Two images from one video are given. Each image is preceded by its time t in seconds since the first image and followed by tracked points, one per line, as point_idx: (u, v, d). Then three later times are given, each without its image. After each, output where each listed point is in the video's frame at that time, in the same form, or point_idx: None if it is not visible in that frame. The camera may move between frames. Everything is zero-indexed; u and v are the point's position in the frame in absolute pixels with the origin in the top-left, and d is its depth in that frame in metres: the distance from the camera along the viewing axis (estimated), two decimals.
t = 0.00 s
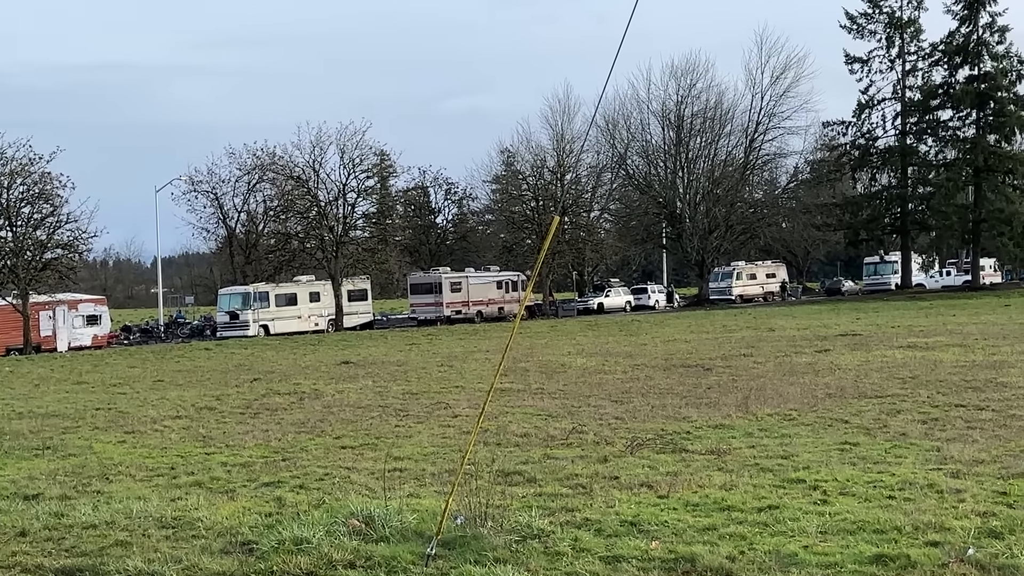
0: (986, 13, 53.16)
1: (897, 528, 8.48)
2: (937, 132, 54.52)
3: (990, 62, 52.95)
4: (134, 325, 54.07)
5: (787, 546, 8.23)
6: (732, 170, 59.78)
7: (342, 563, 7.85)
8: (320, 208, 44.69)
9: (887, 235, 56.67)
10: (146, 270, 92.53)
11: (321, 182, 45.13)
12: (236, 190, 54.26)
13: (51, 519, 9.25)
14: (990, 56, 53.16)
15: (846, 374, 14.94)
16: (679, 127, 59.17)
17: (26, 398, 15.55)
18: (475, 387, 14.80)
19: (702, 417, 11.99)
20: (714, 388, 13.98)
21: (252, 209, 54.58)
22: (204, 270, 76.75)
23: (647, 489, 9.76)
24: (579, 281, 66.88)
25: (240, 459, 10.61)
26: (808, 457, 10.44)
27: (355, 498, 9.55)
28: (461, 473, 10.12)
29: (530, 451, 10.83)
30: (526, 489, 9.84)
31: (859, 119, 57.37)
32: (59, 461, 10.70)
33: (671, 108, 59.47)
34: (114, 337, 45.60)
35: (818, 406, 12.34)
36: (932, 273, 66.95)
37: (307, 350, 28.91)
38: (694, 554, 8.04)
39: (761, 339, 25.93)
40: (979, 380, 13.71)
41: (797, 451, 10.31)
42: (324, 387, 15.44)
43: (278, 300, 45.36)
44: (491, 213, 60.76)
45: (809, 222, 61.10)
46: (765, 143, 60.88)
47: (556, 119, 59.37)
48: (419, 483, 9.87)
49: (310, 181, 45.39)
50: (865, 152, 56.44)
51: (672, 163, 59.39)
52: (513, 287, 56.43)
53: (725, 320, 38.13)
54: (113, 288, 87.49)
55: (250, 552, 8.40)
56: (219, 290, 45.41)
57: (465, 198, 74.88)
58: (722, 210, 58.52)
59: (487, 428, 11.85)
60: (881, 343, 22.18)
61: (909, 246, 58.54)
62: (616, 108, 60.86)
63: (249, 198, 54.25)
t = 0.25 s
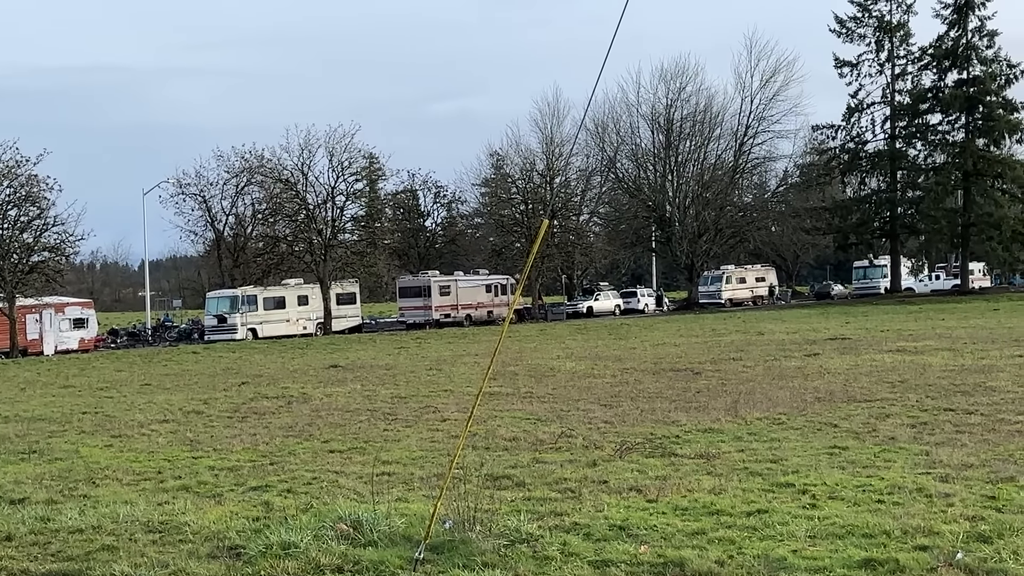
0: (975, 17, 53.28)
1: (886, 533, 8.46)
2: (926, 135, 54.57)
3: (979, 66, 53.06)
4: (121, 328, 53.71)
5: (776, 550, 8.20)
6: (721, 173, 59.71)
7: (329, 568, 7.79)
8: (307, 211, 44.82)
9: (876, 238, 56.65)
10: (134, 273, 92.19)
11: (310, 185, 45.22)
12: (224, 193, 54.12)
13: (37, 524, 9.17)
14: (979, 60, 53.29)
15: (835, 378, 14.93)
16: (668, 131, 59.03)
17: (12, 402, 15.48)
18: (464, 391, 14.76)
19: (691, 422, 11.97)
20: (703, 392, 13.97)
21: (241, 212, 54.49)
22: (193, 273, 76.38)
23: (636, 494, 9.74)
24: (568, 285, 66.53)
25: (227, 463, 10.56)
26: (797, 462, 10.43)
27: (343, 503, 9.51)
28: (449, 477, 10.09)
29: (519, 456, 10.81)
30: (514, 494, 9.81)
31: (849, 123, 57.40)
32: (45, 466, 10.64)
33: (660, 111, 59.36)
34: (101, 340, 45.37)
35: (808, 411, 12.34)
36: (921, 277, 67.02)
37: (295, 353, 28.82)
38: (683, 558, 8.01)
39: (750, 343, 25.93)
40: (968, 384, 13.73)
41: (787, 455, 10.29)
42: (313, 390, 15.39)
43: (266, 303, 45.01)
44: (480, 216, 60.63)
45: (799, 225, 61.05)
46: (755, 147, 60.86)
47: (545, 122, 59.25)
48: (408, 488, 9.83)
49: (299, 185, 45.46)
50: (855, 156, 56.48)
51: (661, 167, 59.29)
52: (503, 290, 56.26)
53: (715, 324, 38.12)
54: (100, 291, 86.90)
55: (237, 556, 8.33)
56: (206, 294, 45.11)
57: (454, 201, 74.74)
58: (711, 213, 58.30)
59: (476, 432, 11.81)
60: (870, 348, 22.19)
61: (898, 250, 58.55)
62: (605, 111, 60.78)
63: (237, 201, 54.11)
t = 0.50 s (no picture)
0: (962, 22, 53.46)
1: (874, 537, 8.46)
2: (913, 141, 54.69)
3: (966, 71, 53.22)
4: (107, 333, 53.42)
5: (764, 554, 8.19)
6: (710, 178, 59.69)
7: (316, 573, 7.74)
8: (295, 215, 44.50)
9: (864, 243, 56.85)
10: (120, 277, 91.78)
11: (297, 189, 45.11)
12: (211, 197, 53.96)
13: (22, 529, 9.10)
14: (966, 65, 53.46)
15: (823, 383, 14.95)
16: (656, 136, 58.99)
17: None
18: (451, 396, 14.73)
19: (679, 426, 11.97)
20: (691, 397, 13.97)
21: (228, 216, 54.35)
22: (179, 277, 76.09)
23: (624, 498, 9.73)
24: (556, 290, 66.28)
25: (214, 468, 10.52)
26: (785, 466, 10.44)
27: (330, 507, 9.48)
28: (437, 481, 10.07)
29: (507, 461, 10.79)
30: (502, 498, 9.80)
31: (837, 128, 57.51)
32: (31, 470, 10.57)
33: (648, 116, 59.32)
34: (88, 345, 45.14)
35: (796, 415, 12.34)
36: (909, 282, 67.12)
37: (282, 358, 28.75)
38: (671, 563, 7.99)
39: (738, 347, 25.96)
40: (955, 389, 13.75)
41: (775, 460, 10.30)
42: (300, 395, 15.35)
43: (254, 308, 44.74)
44: (468, 221, 60.54)
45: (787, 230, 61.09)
46: (743, 152, 60.90)
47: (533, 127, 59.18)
48: (396, 492, 9.81)
49: (287, 189, 45.38)
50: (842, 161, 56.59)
51: (649, 172, 59.27)
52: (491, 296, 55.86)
53: (703, 329, 38.17)
54: (87, 295, 86.60)
55: (223, 561, 8.27)
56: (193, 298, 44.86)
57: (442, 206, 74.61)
58: (699, 218, 58.18)
59: (463, 437, 11.79)
60: (858, 353, 22.22)
61: (886, 255, 58.63)
62: (594, 116, 60.77)
63: (224, 206, 54.05)
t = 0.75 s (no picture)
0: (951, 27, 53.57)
1: (863, 541, 8.46)
2: (902, 145, 54.76)
3: (954, 76, 53.36)
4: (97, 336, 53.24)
5: (753, 558, 8.18)
6: (699, 182, 59.62)
7: None
8: (285, 219, 44.37)
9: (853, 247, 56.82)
10: (109, 281, 91.43)
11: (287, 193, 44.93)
12: (200, 201, 53.82)
13: (10, 533, 9.05)
14: (954, 70, 53.57)
15: (812, 387, 14.97)
16: (645, 140, 58.84)
17: None
18: (440, 400, 14.71)
19: (667, 430, 11.99)
20: (681, 401, 13.99)
21: (217, 220, 54.20)
22: (169, 281, 75.91)
23: (613, 502, 9.73)
24: (545, 294, 66.15)
25: (203, 472, 10.49)
26: (774, 470, 10.44)
27: (319, 511, 9.47)
28: (426, 485, 10.06)
29: (496, 465, 10.78)
30: (491, 502, 9.79)
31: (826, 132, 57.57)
32: (19, 474, 10.54)
33: (637, 120, 59.18)
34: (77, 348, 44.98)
35: (784, 419, 12.36)
36: (898, 286, 67.17)
37: (271, 361, 28.71)
38: (660, 567, 7.98)
39: (727, 351, 26.01)
40: (943, 393, 13.79)
41: (763, 464, 10.30)
42: (289, 399, 15.33)
43: (243, 312, 44.69)
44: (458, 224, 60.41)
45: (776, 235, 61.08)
46: (732, 156, 60.90)
47: (523, 131, 59.04)
48: (384, 496, 9.79)
49: (276, 193, 45.21)
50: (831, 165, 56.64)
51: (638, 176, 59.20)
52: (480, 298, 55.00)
53: (692, 332, 38.25)
54: (76, 299, 86.30)
55: (211, 566, 8.23)
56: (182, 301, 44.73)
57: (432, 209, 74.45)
58: (689, 222, 58.13)
59: (452, 441, 11.77)
60: (847, 357, 22.25)
61: (875, 259, 58.66)
62: (583, 120, 60.72)
63: (213, 210, 53.98)
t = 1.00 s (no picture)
0: (939, 32, 53.79)
1: (852, 546, 8.46)
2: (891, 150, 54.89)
3: (942, 81, 53.57)
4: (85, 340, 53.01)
5: (741, 562, 8.18)
6: (688, 187, 59.58)
7: None
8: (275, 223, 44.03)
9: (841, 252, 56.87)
10: (97, 285, 91.06)
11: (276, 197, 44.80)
12: (188, 205, 53.64)
13: None
14: (942, 75, 53.80)
15: (801, 391, 15.00)
16: (634, 145, 58.78)
17: None
18: (429, 404, 14.70)
19: (657, 434, 12.01)
20: (670, 405, 14.00)
21: (206, 224, 54.03)
22: (157, 285, 75.63)
23: (602, 506, 9.74)
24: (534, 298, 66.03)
25: (191, 477, 10.46)
26: (763, 475, 10.45)
27: (307, 516, 9.44)
28: (414, 490, 10.05)
29: (486, 468, 10.77)
30: (480, 507, 9.79)
31: (814, 137, 57.72)
32: (5, 480, 10.49)
33: (627, 125, 59.15)
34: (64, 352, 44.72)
35: (774, 424, 12.37)
36: (886, 291, 67.31)
37: (259, 366, 28.66)
38: (649, 571, 7.96)
39: (717, 356, 26.05)
40: (932, 398, 13.83)
41: (752, 469, 10.30)
42: (278, 403, 15.31)
43: (231, 316, 44.14)
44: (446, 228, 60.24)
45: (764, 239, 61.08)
46: (721, 160, 60.94)
47: (512, 135, 58.94)
48: (373, 501, 9.78)
49: (265, 197, 45.06)
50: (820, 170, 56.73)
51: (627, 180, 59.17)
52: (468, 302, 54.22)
53: (681, 337, 38.31)
54: (63, 303, 85.95)
55: (199, 571, 8.19)
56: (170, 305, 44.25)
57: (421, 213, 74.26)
58: (677, 227, 58.02)
59: (441, 445, 11.77)
60: (836, 361, 22.28)
61: (862, 264, 58.74)
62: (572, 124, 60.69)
63: (202, 214, 53.70)
